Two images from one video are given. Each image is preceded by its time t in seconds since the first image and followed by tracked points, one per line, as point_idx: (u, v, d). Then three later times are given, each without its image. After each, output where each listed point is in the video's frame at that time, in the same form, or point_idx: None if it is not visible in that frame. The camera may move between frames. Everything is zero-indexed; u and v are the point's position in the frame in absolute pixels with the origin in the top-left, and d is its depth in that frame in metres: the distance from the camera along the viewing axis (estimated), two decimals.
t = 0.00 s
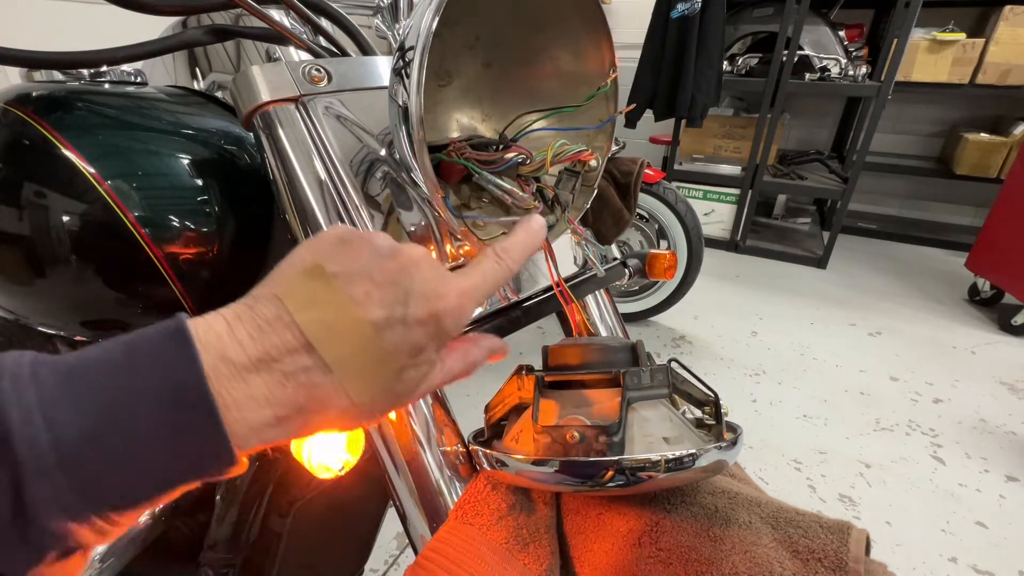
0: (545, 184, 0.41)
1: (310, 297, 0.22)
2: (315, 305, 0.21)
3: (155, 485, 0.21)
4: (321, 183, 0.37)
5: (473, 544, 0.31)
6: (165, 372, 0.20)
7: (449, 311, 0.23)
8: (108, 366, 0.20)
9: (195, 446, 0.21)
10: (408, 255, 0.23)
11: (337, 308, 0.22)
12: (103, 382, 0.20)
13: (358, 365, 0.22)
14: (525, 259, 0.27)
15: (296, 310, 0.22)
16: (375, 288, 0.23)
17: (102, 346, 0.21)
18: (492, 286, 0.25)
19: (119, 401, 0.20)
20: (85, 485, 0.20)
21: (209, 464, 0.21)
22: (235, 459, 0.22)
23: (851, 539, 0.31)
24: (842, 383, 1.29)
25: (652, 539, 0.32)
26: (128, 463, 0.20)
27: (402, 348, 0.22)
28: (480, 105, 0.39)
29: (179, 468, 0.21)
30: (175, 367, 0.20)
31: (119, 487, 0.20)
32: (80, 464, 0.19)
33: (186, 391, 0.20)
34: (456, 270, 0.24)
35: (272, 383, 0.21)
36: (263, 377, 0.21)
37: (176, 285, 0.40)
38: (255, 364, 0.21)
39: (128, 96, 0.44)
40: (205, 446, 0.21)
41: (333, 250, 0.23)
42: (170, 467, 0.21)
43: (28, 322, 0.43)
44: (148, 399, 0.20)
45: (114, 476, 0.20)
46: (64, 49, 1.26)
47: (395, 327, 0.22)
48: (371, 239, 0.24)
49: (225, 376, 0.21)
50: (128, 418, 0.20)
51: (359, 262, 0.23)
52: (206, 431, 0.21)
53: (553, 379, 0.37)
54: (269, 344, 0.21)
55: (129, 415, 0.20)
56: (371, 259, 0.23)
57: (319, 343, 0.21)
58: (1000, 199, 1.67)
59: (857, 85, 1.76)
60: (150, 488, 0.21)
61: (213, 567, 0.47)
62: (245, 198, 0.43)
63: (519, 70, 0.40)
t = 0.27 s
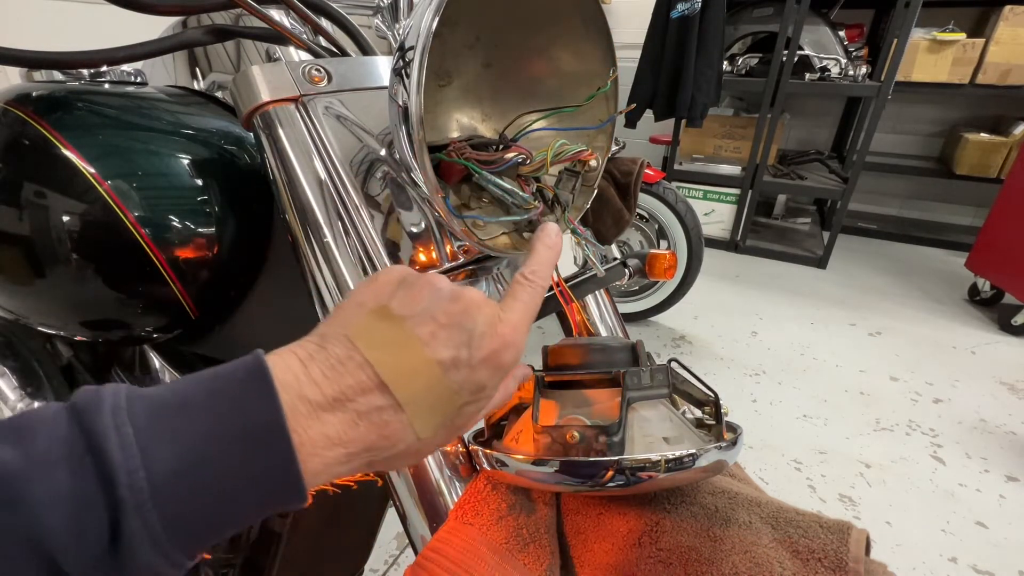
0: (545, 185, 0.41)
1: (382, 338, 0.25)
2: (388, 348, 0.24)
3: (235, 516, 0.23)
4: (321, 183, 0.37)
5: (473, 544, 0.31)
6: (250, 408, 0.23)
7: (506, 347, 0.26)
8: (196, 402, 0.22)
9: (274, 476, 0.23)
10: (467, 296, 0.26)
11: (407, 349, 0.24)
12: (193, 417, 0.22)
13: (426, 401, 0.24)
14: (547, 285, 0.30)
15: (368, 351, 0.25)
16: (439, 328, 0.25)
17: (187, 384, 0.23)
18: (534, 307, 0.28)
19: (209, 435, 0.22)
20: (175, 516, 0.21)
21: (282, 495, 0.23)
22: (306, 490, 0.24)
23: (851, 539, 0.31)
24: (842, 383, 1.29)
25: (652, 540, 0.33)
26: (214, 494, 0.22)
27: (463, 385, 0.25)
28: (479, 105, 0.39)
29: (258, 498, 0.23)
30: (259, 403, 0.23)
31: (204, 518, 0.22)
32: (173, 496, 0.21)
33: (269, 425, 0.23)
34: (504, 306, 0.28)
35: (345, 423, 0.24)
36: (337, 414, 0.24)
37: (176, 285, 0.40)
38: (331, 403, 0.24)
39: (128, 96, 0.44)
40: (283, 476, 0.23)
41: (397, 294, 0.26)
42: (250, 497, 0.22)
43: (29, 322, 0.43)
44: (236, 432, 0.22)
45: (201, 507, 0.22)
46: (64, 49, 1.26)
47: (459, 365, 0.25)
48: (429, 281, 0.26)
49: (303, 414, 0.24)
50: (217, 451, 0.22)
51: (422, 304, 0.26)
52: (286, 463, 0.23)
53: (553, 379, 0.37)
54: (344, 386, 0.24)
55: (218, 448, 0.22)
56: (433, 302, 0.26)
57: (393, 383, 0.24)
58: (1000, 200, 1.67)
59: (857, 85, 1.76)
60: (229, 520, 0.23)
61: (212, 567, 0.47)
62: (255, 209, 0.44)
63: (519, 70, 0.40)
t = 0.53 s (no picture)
0: (545, 185, 0.41)
1: (400, 333, 0.26)
2: (407, 341, 0.25)
3: (260, 507, 0.23)
4: (321, 183, 0.37)
5: (474, 544, 0.31)
6: (276, 399, 0.23)
7: (518, 341, 0.28)
8: (223, 394, 0.23)
9: (299, 467, 0.23)
10: (481, 292, 0.28)
11: (424, 342, 0.25)
12: (220, 408, 0.22)
13: (442, 394, 0.25)
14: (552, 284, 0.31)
15: (386, 345, 0.25)
16: (454, 322, 0.27)
17: (213, 377, 0.23)
18: (542, 300, 0.30)
19: (236, 426, 0.22)
20: (204, 506, 0.21)
21: (305, 486, 0.23)
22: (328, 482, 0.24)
23: (851, 539, 0.31)
24: (842, 383, 1.29)
25: (652, 540, 0.33)
26: (241, 485, 0.22)
27: (476, 378, 0.26)
28: (479, 105, 0.39)
29: (282, 489, 0.23)
30: (284, 394, 0.23)
31: (232, 508, 0.22)
32: (203, 487, 0.21)
33: (294, 416, 0.23)
34: (514, 301, 0.29)
35: (366, 415, 0.25)
36: (356, 408, 0.25)
37: (176, 285, 0.40)
38: (352, 397, 0.25)
39: (128, 96, 0.44)
40: (307, 467, 0.23)
41: (413, 294, 0.28)
42: (275, 488, 0.23)
43: (29, 322, 0.43)
44: (263, 423, 0.23)
45: (228, 497, 0.22)
46: (64, 50, 1.26)
47: (474, 358, 0.26)
48: (444, 279, 0.28)
49: (325, 407, 0.24)
50: (245, 441, 0.22)
51: (436, 302, 0.27)
52: (310, 454, 0.23)
53: (553, 379, 0.37)
54: (365, 380, 0.25)
55: (245, 438, 0.22)
56: (447, 299, 0.27)
57: (410, 374, 0.25)
58: (1000, 200, 1.67)
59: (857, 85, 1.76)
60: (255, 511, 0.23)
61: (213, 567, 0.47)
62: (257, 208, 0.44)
63: (519, 70, 0.40)
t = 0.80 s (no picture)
0: (545, 185, 0.40)
1: (406, 330, 0.25)
2: (413, 338, 0.25)
3: (271, 504, 0.23)
4: (321, 183, 0.37)
5: (474, 544, 0.31)
6: (285, 395, 0.23)
7: (522, 336, 0.28)
8: (232, 391, 0.23)
9: (308, 464, 0.23)
10: (485, 289, 0.28)
11: (431, 338, 0.26)
12: (229, 404, 0.22)
13: (450, 389, 0.25)
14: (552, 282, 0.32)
15: (393, 342, 0.25)
16: (460, 318, 0.27)
17: (222, 374, 0.23)
18: (544, 295, 0.31)
19: (246, 422, 0.22)
20: (214, 503, 0.21)
21: (316, 483, 0.23)
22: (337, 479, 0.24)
23: (851, 539, 0.31)
24: (842, 383, 1.29)
25: (652, 539, 0.33)
26: (252, 481, 0.22)
27: (483, 373, 0.27)
28: (480, 105, 0.39)
29: (292, 486, 0.23)
30: (294, 390, 0.23)
31: (242, 505, 0.22)
32: (214, 483, 0.21)
33: (304, 411, 0.23)
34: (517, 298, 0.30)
35: (374, 414, 0.25)
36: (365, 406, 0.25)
37: (176, 284, 0.40)
38: (360, 395, 0.25)
39: (128, 96, 0.44)
40: (317, 463, 0.23)
41: (417, 291, 0.28)
42: (285, 484, 0.23)
43: (29, 322, 0.43)
44: (273, 420, 0.23)
45: (237, 494, 0.22)
46: (64, 51, 1.26)
47: (481, 353, 0.26)
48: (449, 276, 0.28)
49: (333, 404, 0.24)
50: (255, 437, 0.22)
51: (441, 298, 0.27)
52: (320, 450, 0.23)
53: (553, 379, 0.37)
54: (373, 377, 0.25)
55: (255, 435, 0.22)
56: (452, 296, 0.28)
57: (417, 372, 0.25)
58: (999, 200, 1.67)
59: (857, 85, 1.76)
60: (265, 509, 0.23)
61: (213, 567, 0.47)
62: (257, 207, 0.44)
63: (519, 70, 0.40)
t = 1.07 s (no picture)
0: (545, 184, 0.40)
1: (408, 329, 0.25)
2: (415, 338, 0.25)
3: (270, 504, 0.23)
4: (321, 183, 0.37)
5: (474, 544, 0.31)
6: (284, 395, 0.23)
7: (524, 335, 0.28)
8: (232, 390, 0.23)
9: (307, 463, 0.23)
10: (486, 287, 0.28)
11: (433, 337, 0.25)
12: (229, 403, 0.22)
13: (452, 389, 0.25)
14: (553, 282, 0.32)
15: (394, 342, 0.25)
16: (462, 317, 0.27)
17: (222, 374, 0.23)
18: (544, 295, 0.31)
19: (245, 421, 0.22)
20: (214, 503, 0.21)
21: (315, 483, 0.23)
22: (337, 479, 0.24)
23: (851, 539, 0.31)
24: (842, 383, 1.29)
25: (652, 539, 0.33)
26: (251, 481, 0.22)
27: (484, 373, 0.26)
28: (480, 105, 0.39)
29: (291, 485, 0.23)
30: (293, 390, 0.23)
31: (242, 504, 0.22)
32: (214, 483, 0.21)
33: (303, 411, 0.23)
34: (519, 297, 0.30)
35: (375, 412, 0.25)
36: (366, 405, 0.25)
37: (176, 285, 0.40)
38: (361, 394, 0.25)
39: (127, 96, 0.44)
40: (317, 463, 0.23)
41: (419, 290, 0.28)
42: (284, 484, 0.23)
43: (29, 322, 0.43)
44: (273, 420, 0.23)
45: (236, 493, 0.22)
46: (64, 51, 1.26)
47: (482, 353, 0.26)
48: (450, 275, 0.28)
49: (334, 403, 0.24)
50: (255, 437, 0.22)
51: (442, 297, 0.27)
52: (320, 449, 0.23)
53: (553, 379, 0.37)
54: (373, 376, 0.25)
55: (254, 435, 0.22)
56: (454, 295, 0.27)
57: (419, 371, 0.25)
58: (999, 200, 1.67)
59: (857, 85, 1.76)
60: (264, 509, 0.23)
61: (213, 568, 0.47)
62: (257, 207, 0.44)
63: (519, 70, 0.40)
